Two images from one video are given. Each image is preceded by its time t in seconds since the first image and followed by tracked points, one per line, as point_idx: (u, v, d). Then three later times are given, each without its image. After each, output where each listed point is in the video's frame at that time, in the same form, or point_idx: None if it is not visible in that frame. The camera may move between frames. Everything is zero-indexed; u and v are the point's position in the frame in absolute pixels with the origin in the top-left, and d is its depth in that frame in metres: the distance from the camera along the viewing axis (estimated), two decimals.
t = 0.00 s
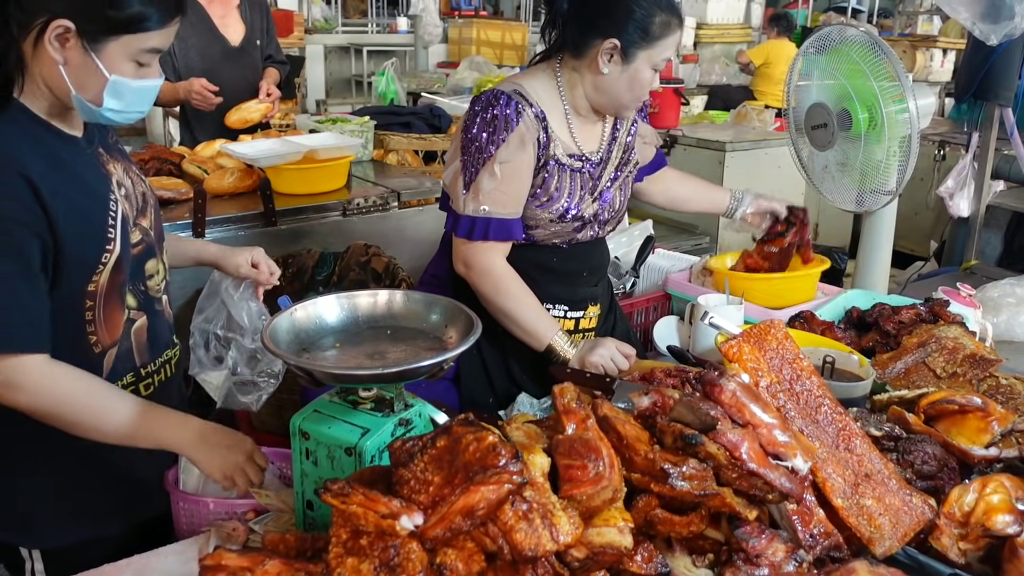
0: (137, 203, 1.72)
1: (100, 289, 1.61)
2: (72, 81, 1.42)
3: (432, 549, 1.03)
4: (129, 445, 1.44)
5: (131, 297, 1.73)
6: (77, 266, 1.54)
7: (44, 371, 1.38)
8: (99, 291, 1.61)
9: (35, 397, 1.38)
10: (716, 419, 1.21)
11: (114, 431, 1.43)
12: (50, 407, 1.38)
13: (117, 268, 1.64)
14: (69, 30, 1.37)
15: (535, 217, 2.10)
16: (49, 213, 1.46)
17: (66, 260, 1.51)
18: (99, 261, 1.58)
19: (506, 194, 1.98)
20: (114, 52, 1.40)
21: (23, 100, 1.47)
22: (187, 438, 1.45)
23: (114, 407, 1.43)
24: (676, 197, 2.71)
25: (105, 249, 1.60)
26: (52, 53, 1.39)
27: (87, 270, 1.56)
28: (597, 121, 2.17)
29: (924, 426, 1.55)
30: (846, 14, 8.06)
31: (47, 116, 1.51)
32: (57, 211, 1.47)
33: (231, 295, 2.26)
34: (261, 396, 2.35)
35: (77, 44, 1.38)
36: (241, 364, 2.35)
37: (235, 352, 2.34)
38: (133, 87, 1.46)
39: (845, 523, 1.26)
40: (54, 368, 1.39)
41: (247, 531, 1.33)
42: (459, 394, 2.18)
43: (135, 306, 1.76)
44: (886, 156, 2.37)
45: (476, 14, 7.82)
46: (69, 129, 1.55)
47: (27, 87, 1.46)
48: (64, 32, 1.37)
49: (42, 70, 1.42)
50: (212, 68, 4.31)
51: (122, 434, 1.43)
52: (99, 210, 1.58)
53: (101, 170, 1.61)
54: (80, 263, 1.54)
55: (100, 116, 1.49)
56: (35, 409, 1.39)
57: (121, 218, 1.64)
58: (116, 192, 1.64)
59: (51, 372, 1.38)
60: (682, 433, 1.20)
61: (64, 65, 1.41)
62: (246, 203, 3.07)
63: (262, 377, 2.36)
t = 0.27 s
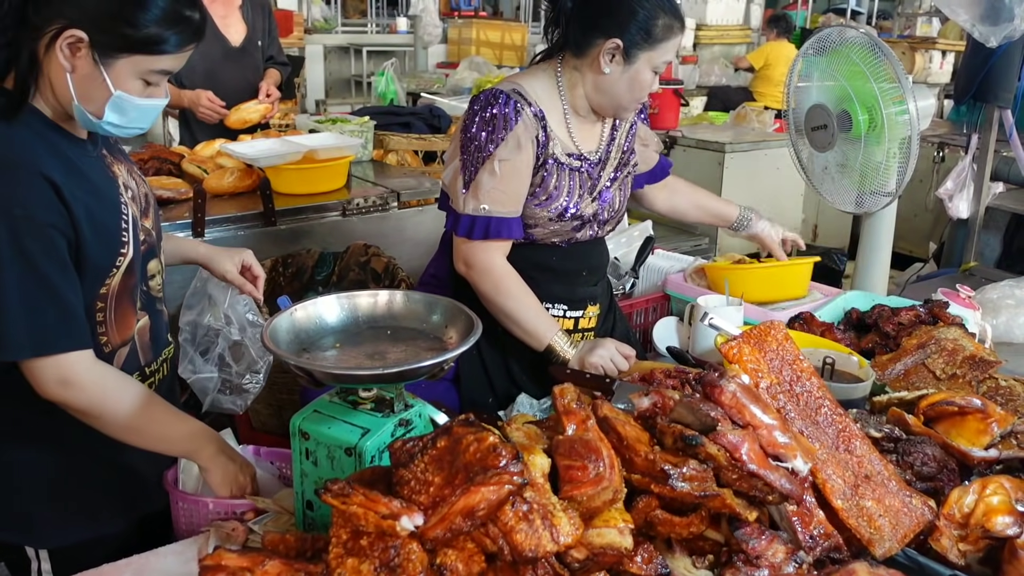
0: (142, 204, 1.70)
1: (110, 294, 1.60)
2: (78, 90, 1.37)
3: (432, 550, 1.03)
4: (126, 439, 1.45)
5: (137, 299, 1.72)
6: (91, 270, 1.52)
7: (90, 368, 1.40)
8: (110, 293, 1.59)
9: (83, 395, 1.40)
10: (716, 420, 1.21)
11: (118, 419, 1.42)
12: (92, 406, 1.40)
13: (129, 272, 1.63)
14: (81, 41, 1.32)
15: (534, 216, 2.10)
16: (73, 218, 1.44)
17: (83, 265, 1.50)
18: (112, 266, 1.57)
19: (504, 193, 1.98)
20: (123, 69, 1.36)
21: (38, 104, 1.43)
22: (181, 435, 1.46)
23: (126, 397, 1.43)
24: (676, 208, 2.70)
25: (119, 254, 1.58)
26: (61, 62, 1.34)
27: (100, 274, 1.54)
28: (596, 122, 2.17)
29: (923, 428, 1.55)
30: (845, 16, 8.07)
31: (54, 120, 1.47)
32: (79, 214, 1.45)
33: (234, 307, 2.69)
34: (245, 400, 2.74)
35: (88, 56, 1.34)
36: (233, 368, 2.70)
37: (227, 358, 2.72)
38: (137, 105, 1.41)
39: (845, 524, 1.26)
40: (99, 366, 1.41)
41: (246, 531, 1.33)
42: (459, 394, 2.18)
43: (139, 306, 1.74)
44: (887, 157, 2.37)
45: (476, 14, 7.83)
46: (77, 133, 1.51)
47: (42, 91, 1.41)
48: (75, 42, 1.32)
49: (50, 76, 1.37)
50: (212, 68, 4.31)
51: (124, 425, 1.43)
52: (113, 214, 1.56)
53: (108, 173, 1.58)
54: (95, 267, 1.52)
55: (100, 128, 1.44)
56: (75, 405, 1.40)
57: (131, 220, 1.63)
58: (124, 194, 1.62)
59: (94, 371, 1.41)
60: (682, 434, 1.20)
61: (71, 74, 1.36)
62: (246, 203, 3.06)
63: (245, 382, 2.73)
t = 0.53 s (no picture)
0: (145, 205, 1.70)
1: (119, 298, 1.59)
2: (87, 92, 1.37)
3: (433, 551, 1.03)
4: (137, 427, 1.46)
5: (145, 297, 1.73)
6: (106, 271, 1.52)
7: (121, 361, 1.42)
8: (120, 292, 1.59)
9: (118, 388, 1.42)
10: (716, 421, 1.21)
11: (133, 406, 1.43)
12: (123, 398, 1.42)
13: (138, 274, 1.64)
14: (90, 44, 1.32)
15: (536, 215, 2.10)
16: (93, 220, 1.43)
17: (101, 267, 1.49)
18: (124, 267, 1.57)
19: (509, 190, 1.99)
20: (133, 71, 1.36)
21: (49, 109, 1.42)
22: (176, 433, 1.47)
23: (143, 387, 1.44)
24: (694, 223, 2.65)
25: (130, 256, 1.58)
26: (70, 65, 1.34)
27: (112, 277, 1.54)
28: (601, 124, 2.17)
29: (924, 429, 1.55)
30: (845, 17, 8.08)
31: (63, 123, 1.46)
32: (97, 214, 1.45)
33: (225, 312, 2.51)
34: (229, 408, 2.55)
35: (97, 57, 1.34)
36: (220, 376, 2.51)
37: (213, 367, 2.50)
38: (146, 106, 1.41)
39: (845, 525, 1.26)
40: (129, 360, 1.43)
41: (247, 532, 1.33)
42: (459, 395, 2.18)
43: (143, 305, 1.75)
44: (887, 158, 2.37)
45: (476, 15, 7.83)
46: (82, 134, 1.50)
47: (51, 95, 1.41)
48: (83, 45, 1.32)
49: (60, 80, 1.37)
50: (213, 68, 4.31)
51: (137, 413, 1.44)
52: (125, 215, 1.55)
53: (115, 174, 1.57)
54: (110, 270, 1.52)
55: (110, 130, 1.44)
56: (108, 397, 1.42)
57: (139, 220, 1.63)
58: (130, 196, 1.62)
59: (125, 365, 1.42)
60: (682, 435, 1.20)
61: (81, 76, 1.36)
62: (246, 204, 3.06)
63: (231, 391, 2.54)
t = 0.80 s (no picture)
0: (144, 203, 1.69)
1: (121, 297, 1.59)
2: (86, 93, 1.36)
3: (433, 553, 1.02)
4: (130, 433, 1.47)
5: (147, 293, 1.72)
6: (109, 271, 1.51)
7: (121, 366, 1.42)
8: (121, 295, 1.59)
9: (120, 393, 1.42)
10: (717, 423, 1.21)
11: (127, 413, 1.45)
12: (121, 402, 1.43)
13: (141, 274, 1.63)
14: (88, 45, 1.31)
15: (545, 214, 2.10)
16: (97, 220, 1.43)
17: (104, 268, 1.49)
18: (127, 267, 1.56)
19: (521, 187, 1.99)
20: (132, 72, 1.35)
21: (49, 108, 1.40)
22: (170, 439, 1.49)
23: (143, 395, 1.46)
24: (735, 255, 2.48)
25: (133, 256, 1.57)
26: (68, 66, 1.33)
27: (115, 277, 1.53)
28: (620, 130, 2.17)
29: (925, 431, 1.56)
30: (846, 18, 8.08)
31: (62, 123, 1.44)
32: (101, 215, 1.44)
33: (218, 306, 2.44)
34: (229, 397, 2.55)
35: (96, 57, 1.32)
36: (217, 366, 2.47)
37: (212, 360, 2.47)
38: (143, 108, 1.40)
39: (846, 527, 1.26)
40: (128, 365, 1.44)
41: (246, 533, 1.33)
42: (459, 395, 2.17)
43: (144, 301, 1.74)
44: (889, 160, 2.37)
45: (477, 15, 7.83)
46: (83, 134, 1.48)
47: (51, 95, 1.39)
48: (81, 46, 1.31)
49: (58, 81, 1.36)
50: (213, 68, 4.30)
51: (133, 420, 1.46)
52: (126, 214, 1.54)
53: (116, 174, 1.56)
54: (113, 270, 1.51)
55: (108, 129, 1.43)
56: (110, 401, 1.42)
57: (140, 220, 1.62)
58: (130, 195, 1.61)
59: (125, 370, 1.43)
60: (683, 436, 1.19)
61: (79, 77, 1.34)
62: (246, 204, 3.06)
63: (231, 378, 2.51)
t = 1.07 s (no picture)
0: (145, 205, 1.68)
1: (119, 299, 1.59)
2: (89, 95, 1.35)
3: (434, 555, 1.02)
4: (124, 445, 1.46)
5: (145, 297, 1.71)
6: (104, 273, 1.50)
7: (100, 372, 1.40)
8: (121, 298, 1.59)
9: (105, 402, 1.41)
10: (719, 426, 1.20)
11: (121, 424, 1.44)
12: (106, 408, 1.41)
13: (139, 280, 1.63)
14: (95, 48, 1.30)
15: (552, 217, 2.09)
16: (89, 222, 1.42)
17: (98, 269, 1.48)
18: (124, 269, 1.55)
19: (530, 188, 1.98)
20: (137, 78, 1.35)
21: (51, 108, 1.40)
22: (164, 446, 1.48)
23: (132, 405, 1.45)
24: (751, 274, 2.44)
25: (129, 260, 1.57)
26: (73, 68, 1.32)
27: (111, 278, 1.52)
28: (632, 137, 2.17)
29: (926, 434, 1.56)
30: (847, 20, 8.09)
31: (64, 124, 1.44)
32: (95, 216, 1.44)
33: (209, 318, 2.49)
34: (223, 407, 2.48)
35: (104, 62, 1.32)
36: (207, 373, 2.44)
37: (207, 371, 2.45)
38: (146, 113, 1.40)
39: (847, 530, 1.26)
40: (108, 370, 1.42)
41: (247, 534, 1.32)
42: (460, 397, 2.16)
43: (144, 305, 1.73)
44: (890, 161, 2.37)
45: (477, 16, 7.82)
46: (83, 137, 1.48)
47: (55, 96, 1.39)
48: (87, 49, 1.30)
49: (62, 81, 1.35)
50: (214, 69, 4.30)
51: (126, 430, 1.45)
52: (122, 216, 1.53)
53: (114, 176, 1.55)
54: (108, 271, 1.51)
55: (109, 132, 1.43)
56: (93, 409, 1.41)
57: (137, 222, 1.61)
58: (129, 197, 1.60)
59: (105, 376, 1.41)
60: (685, 438, 1.19)
61: (85, 79, 1.34)
62: (247, 204, 3.06)
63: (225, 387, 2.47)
